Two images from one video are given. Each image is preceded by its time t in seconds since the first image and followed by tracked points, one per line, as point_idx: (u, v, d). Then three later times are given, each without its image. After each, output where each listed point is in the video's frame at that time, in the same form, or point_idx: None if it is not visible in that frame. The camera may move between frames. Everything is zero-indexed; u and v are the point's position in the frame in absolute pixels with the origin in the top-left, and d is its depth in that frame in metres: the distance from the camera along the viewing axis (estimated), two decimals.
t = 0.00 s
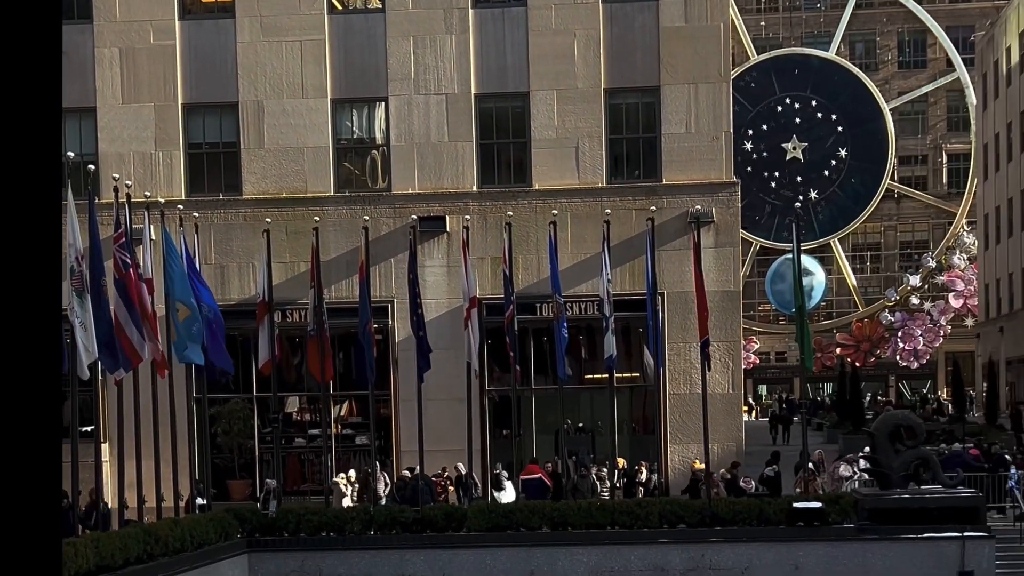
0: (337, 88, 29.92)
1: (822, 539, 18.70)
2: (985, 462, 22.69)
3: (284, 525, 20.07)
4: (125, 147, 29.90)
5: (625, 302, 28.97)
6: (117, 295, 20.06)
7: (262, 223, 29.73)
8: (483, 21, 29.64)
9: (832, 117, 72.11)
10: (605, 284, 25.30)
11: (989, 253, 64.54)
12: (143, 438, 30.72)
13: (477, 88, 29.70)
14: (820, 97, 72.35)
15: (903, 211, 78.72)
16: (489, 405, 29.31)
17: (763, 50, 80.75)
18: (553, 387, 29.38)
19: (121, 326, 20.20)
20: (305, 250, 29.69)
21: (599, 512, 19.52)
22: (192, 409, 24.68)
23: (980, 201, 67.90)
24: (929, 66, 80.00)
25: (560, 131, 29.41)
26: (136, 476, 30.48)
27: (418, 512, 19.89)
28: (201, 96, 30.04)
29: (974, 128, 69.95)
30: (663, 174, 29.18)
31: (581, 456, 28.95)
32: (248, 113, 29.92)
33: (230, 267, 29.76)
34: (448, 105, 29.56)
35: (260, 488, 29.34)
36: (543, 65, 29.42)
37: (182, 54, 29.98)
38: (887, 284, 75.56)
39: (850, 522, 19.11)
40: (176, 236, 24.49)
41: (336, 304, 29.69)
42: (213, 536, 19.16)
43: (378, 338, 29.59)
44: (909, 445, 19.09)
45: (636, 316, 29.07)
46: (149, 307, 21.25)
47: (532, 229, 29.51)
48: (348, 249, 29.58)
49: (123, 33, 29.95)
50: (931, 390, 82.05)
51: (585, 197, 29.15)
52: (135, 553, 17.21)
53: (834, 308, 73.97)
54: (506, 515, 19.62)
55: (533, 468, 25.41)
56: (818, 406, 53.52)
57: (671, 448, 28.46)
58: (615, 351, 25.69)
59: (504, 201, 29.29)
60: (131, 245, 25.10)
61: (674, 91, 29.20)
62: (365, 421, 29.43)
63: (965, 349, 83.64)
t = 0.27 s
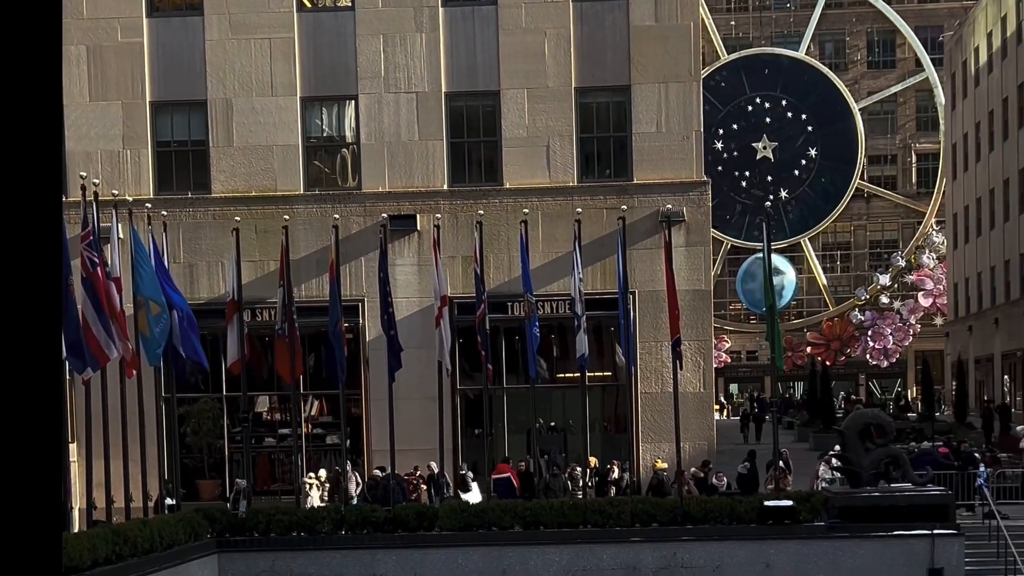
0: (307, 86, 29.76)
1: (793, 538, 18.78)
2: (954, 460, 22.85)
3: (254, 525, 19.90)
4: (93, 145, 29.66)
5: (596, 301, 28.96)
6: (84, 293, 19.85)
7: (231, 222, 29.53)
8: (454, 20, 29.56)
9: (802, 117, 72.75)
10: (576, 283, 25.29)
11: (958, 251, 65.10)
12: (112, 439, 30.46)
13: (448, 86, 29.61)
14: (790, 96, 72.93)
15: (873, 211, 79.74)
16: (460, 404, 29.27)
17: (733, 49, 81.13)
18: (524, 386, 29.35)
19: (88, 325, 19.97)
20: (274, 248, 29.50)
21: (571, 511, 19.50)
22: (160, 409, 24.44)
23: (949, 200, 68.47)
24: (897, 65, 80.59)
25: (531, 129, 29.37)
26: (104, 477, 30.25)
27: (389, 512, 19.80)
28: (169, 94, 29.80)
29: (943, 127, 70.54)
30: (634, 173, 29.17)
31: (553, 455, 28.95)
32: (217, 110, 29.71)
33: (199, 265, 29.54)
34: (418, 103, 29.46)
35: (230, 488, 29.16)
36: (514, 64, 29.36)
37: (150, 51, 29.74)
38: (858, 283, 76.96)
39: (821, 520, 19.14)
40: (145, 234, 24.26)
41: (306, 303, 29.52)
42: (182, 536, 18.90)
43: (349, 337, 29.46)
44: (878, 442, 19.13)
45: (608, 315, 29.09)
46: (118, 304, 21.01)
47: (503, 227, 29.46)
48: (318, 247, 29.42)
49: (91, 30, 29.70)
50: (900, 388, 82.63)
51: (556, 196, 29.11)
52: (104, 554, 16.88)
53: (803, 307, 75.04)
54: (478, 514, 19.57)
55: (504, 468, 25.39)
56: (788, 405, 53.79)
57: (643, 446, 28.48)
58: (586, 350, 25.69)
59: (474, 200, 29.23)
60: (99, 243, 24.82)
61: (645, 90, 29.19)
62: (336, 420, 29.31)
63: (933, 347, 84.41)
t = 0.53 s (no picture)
0: (276, 84, 29.59)
1: (765, 536, 18.83)
2: (924, 459, 22.99)
3: (225, 526, 19.70)
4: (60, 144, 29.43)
5: (568, 300, 28.96)
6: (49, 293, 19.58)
7: (201, 221, 29.32)
8: (424, 19, 29.47)
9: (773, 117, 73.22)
10: (548, 282, 25.28)
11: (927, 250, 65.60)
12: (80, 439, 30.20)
13: (419, 85, 29.53)
14: (760, 96, 73.34)
15: (843, 211, 80.59)
16: (432, 403, 29.20)
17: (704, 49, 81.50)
18: (496, 385, 29.32)
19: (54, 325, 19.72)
20: (244, 247, 29.30)
21: (543, 510, 19.49)
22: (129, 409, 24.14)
23: (918, 199, 68.97)
24: (867, 65, 81.15)
25: (502, 128, 29.33)
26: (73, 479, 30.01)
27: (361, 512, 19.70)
28: (138, 92, 29.57)
29: (912, 127, 71.07)
30: (605, 173, 29.16)
31: (525, 454, 28.94)
32: (185, 109, 29.50)
33: (168, 264, 29.32)
34: (389, 102, 29.37)
35: (200, 488, 28.96)
36: (485, 63, 29.31)
37: (118, 49, 29.52)
38: (828, 282, 77.77)
39: (793, 518, 19.19)
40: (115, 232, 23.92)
41: (276, 303, 29.35)
42: (151, 537, 18.60)
43: (319, 337, 29.33)
44: (849, 441, 19.22)
45: (579, 314, 29.10)
46: (86, 303, 20.76)
47: (474, 226, 29.39)
48: (288, 246, 29.23)
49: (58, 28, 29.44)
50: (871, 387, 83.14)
51: (528, 195, 29.05)
52: (73, 557, 16.54)
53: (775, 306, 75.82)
54: (451, 513, 19.54)
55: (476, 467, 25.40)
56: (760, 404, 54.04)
57: (615, 445, 28.51)
58: (558, 350, 25.67)
59: (446, 198, 29.14)
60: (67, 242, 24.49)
61: (616, 90, 29.19)
62: (307, 420, 29.17)
63: (903, 346, 85.05)
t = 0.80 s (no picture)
0: (245, 83, 29.41)
1: (737, 535, 18.84)
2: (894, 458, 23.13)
3: (195, 526, 19.62)
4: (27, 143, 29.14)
5: (539, 300, 28.91)
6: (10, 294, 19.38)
7: (169, 220, 29.10)
8: (394, 18, 29.36)
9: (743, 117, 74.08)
10: (519, 282, 25.25)
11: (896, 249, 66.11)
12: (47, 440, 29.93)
13: (389, 84, 29.42)
14: (731, 96, 74.32)
15: (813, 211, 80.72)
16: (404, 403, 29.12)
17: (674, 48, 81.83)
18: (468, 385, 29.26)
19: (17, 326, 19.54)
20: (213, 246, 29.09)
21: (515, 510, 19.46)
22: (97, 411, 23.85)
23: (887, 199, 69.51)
24: (836, 66, 81.69)
25: (473, 128, 29.25)
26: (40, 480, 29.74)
27: (332, 512, 19.60)
28: (105, 90, 29.32)
29: (881, 127, 71.63)
30: (576, 172, 29.11)
31: (497, 454, 28.89)
32: (154, 108, 29.28)
33: (137, 264, 29.08)
34: (359, 101, 29.25)
35: (170, 489, 28.77)
36: (455, 62, 29.23)
37: (86, 48, 29.26)
38: (799, 282, 78.23)
39: (765, 517, 19.22)
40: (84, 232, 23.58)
41: (246, 303, 29.16)
42: (120, 538, 18.37)
43: (289, 336, 29.17)
44: (819, 440, 19.35)
45: (551, 313, 29.09)
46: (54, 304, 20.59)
47: (446, 226, 29.30)
48: (257, 246, 29.03)
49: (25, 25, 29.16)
50: (841, 386, 83.66)
51: (499, 194, 28.97)
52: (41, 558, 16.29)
53: (746, 305, 76.17)
54: (423, 514, 19.48)
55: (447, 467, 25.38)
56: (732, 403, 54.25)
57: (588, 445, 28.49)
58: (530, 349, 25.64)
59: (416, 198, 29.02)
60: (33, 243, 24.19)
61: (586, 89, 29.17)
62: (277, 420, 29.01)
63: (873, 345, 85.59)
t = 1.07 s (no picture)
0: (214, 82, 29.21)
1: (708, 534, 18.86)
2: (865, 457, 23.24)
3: (164, 527, 19.45)
4: None
5: (510, 299, 28.86)
6: None
7: (137, 220, 28.87)
8: (364, 17, 29.22)
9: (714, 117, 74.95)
10: (490, 281, 25.20)
11: (866, 249, 66.59)
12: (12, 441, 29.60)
13: (358, 83, 29.30)
14: (701, 96, 75.15)
15: (783, 210, 80.60)
16: (374, 403, 29.00)
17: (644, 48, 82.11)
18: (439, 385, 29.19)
19: None
20: (182, 246, 28.86)
21: (487, 509, 19.41)
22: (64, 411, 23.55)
23: (857, 199, 70.00)
24: (806, 66, 82.17)
25: (443, 127, 29.17)
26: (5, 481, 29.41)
27: (303, 513, 19.49)
28: (72, 90, 29.06)
29: (851, 127, 72.12)
30: (547, 172, 29.05)
31: (469, 454, 28.82)
32: (121, 107, 29.03)
33: (105, 263, 28.84)
34: (328, 100, 29.10)
35: (138, 490, 28.54)
36: (425, 61, 29.14)
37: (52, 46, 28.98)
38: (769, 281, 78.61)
39: (736, 516, 19.26)
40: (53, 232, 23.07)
41: (215, 302, 28.95)
42: (89, 540, 18.14)
43: (259, 336, 29.00)
44: (790, 439, 19.42)
45: (522, 313, 29.06)
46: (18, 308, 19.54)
47: (416, 225, 29.19)
48: (226, 245, 28.84)
49: None
50: (811, 386, 84.11)
51: (470, 194, 28.89)
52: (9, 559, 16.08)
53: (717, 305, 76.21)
54: (394, 514, 19.40)
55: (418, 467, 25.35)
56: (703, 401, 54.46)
57: (559, 445, 28.47)
58: (501, 348, 25.60)
59: (387, 197, 28.90)
60: None
61: (557, 88, 29.12)
62: (247, 420, 28.83)
63: (842, 344, 86.13)
